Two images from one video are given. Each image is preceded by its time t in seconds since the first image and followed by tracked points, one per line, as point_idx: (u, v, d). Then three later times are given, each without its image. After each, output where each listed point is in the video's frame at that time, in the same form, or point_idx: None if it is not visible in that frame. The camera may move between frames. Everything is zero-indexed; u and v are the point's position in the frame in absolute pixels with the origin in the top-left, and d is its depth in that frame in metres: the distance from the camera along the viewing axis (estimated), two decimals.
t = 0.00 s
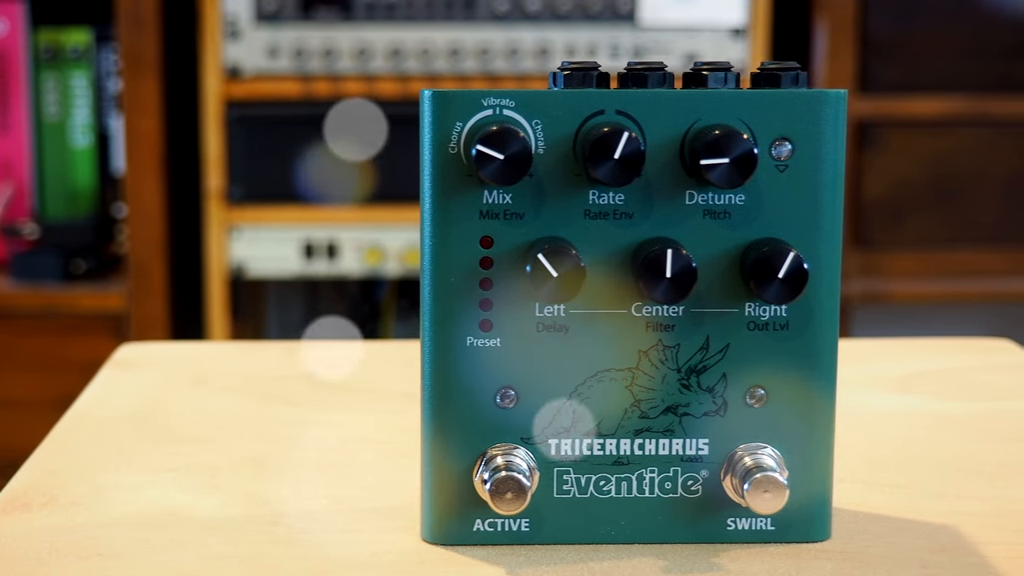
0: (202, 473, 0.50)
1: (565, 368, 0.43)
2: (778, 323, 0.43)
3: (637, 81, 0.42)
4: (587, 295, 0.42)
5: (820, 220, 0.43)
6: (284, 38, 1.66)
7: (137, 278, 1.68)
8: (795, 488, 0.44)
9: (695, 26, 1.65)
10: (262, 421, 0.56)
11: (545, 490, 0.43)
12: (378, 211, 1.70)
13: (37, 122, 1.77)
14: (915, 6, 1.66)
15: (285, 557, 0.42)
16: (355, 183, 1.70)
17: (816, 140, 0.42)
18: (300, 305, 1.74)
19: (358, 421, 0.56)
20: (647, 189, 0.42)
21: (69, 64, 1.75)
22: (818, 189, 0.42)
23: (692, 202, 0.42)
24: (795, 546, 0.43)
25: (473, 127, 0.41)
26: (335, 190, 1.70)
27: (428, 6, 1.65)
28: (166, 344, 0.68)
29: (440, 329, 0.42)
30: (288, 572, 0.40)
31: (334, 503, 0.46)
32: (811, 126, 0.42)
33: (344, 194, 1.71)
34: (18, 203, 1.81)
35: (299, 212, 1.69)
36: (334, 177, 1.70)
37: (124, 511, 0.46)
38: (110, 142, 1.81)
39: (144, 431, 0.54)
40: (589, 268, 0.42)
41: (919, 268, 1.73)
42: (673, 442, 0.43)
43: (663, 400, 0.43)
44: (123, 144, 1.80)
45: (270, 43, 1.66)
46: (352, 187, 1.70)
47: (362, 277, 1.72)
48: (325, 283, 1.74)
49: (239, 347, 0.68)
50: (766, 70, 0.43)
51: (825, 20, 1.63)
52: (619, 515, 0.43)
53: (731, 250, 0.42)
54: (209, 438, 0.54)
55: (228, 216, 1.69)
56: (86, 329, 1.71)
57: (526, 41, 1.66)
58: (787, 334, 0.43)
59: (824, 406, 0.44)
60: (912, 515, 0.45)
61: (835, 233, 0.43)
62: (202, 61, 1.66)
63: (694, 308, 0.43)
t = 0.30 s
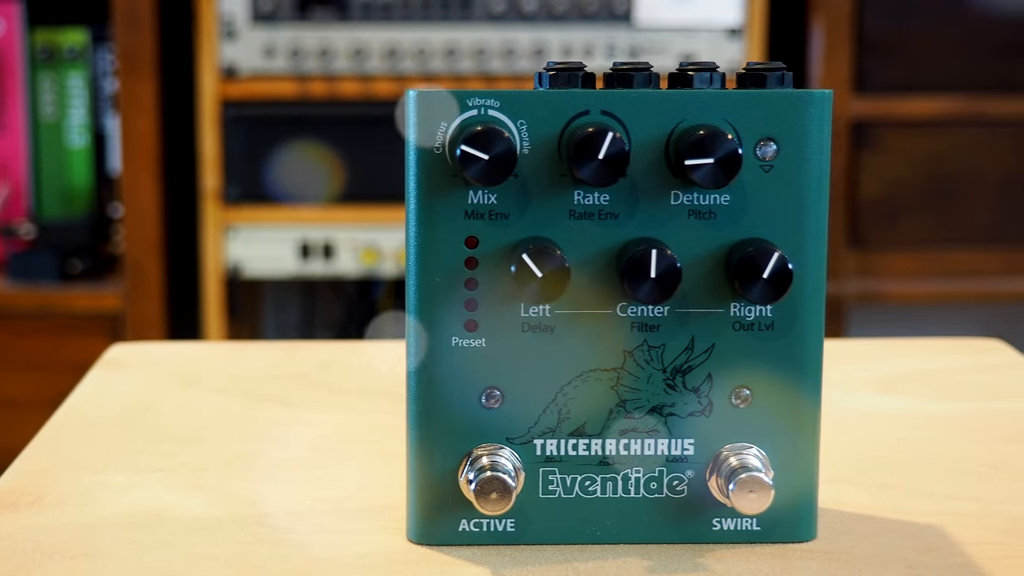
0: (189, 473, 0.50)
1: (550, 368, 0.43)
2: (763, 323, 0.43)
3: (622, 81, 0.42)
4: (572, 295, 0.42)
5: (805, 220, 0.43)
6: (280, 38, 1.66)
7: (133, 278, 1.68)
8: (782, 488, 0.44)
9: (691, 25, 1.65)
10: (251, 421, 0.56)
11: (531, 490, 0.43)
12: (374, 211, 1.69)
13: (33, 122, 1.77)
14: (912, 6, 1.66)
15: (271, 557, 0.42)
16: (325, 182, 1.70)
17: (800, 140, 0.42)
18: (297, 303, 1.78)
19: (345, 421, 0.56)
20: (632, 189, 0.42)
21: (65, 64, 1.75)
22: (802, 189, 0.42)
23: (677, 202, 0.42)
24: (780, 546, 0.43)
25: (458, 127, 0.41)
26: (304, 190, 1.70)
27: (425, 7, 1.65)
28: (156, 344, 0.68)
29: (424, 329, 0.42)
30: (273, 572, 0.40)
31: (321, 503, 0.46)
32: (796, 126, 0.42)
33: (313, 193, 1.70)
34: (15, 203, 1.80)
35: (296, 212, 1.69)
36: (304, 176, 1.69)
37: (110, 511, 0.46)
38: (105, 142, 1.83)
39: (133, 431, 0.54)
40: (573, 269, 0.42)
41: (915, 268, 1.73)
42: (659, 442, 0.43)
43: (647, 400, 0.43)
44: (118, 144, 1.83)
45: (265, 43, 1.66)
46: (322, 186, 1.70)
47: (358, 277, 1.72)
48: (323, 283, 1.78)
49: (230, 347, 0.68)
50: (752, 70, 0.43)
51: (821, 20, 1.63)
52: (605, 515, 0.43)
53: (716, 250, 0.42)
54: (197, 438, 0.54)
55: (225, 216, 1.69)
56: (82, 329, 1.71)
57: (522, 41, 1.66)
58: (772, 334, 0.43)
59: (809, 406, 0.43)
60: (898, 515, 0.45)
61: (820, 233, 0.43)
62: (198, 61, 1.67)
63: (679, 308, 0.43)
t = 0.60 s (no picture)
0: (176, 473, 0.50)
1: (535, 368, 0.43)
2: (749, 323, 0.43)
3: (608, 81, 0.42)
4: (557, 294, 0.42)
5: (790, 220, 0.42)
6: (276, 38, 1.66)
7: (129, 278, 1.68)
8: (767, 488, 0.44)
9: (688, 26, 1.65)
10: (240, 422, 0.56)
11: (516, 489, 0.43)
12: (371, 212, 1.70)
13: (30, 122, 1.76)
14: (909, 6, 1.66)
15: (256, 557, 0.42)
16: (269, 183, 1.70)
17: (786, 140, 0.42)
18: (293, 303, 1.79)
19: (334, 421, 0.56)
20: (618, 189, 0.42)
21: (62, 64, 1.75)
22: (788, 189, 0.42)
23: (662, 203, 0.42)
24: (766, 546, 0.43)
25: (443, 127, 0.41)
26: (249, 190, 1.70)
27: (421, 6, 1.65)
28: (148, 344, 0.68)
29: (410, 329, 0.43)
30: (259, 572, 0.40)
31: (307, 504, 0.46)
32: (782, 126, 0.42)
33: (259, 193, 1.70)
34: (11, 202, 1.81)
35: (292, 212, 1.69)
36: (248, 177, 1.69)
37: (96, 511, 0.46)
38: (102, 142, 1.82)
39: (121, 431, 0.54)
40: (558, 270, 0.42)
41: (914, 268, 1.72)
42: (645, 442, 0.43)
43: (633, 400, 0.43)
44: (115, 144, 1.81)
45: (262, 43, 1.66)
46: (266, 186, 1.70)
47: (354, 277, 1.72)
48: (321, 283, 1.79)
49: (221, 347, 0.68)
50: (738, 70, 0.43)
51: (817, 20, 1.63)
52: (591, 514, 0.43)
53: (702, 250, 0.42)
54: (186, 438, 0.54)
55: (221, 216, 1.69)
56: (79, 328, 1.71)
57: (518, 41, 1.66)
58: (758, 334, 0.43)
59: (795, 407, 0.43)
60: (884, 515, 0.45)
61: (806, 234, 0.43)
62: (195, 61, 1.67)
63: (664, 308, 0.43)
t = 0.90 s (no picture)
0: (163, 473, 0.50)
1: (520, 368, 0.43)
2: (734, 323, 0.43)
3: (593, 81, 0.42)
4: (542, 294, 0.42)
5: (776, 220, 0.42)
6: (273, 38, 1.66)
7: (126, 278, 1.68)
8: (753, 488, 0.44)
9: (684, 26, 1.65)
10: (228, 421, 0.56)
11: (501, 489, 0.43)
12: (367, 212, 1.70)
13: (27, 122, 1.76)
14: (905, 7, 1.66)
15: (242, 557, 0.42)
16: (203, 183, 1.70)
17: (771, 140, 0.42)
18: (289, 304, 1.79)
19: (322, 421, 0.56)
20: (602, 189, 0.42)
21: (59, 64, 1.74)
22: (773, 189, 0.42)
23: (647, 203, 0.42)
24: (751, 546, 0.43)
25: (428, 127, 0.41)
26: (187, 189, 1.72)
27: (417, 6, 1.65)
28: (138, 344, 0.68)
29: (395, 329, 0.43)
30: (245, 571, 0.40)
31: (294, 503, 0.46)
32: (767, 126, 0.42)
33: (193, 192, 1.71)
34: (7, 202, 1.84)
35: (289, 212, 1.69)
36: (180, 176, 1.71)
37: (82, 511, 0.46)
38: (100, 142, 1.80)
39: (110, 431, 0.54)
40: (543, 270, 0.42)
41: (909, 268, 1.73)
42: (630, 442, 0.43)
43: (618, 401, 0.43)
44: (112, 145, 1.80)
45: (258, 43, 1.66)
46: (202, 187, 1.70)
47: (351, 277, 1.72)
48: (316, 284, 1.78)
49: (210, 347, 0.68)
50: (723, 70, 0.43)
51: (813, 20, 1.63)
52: (576, 514, 0.43)
53: (687, 250, 0.42)
54: (174, 438, 0.54)
55: (217, 217, 1.69)
56: (75, 329, 1.71)
57: (514, 41, 1.66)
58: (743, 334, 0.43)
59: (781, 407, 0.43)
60: (870, 515, 0.46)
61: (791, 234, 0.43)
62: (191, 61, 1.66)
63: (650, 308, 0.43)
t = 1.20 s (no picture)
0: (150, 473, 0.50)
1: (505, 368, 0.43)
2: (718, 323, 0.43)
3: (577, 81, 0.42)
4: (526, 294, 0.42)
5: (760, 219, 0.43)
6: (269, 38, 1.66)
7: (122, 278, 1.68)
8: (737, 488, 0.44)
9: (680, 25, 1.65)
10: (216, 421, 0.56)
11: (486, 490, 0.43)
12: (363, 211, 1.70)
13: (23, 122, 1.77)
14: (902, 7, 1.66)
15: (225, 557, 0.42)
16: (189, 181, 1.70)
17: (755, 139, 0.42)
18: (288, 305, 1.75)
19: (309, 421, 0.56)
20: (586, 189, 0.42)
21: (54, 64, 1.74)
22: (758, 189, 0.42)
23: (631, 203, 0.42)
24: (736, 546, 0.43)
25: (412, 127, 0.41)
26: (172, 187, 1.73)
27: (413, 6, 1.65)
28: (128, 344, 0.68)
29: (379, 329, 0.43)
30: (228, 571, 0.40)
31: (279, 503, 0.46)
32: (750, 127, 0.42)
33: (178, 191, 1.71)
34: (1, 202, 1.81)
35: (284, 212, 1.69)
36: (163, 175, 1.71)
37: (68, 511, 0.46)
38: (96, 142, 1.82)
39: (96, 431, 0.54)
40: (526, 270, 0.42)
41: (905, 268, 1.73)
42: (614, 442, 0.43)
43: (602, 400, 0.43)
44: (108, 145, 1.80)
45: (254, 43, 1.66)
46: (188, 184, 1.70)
47: (346, 277, 1.72)
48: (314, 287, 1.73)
49: (199, 347, 0.68)
50: (707, 70, 0.43)
51: (809, 20, 1.63)
52: (561, 514, 0.43)
53: (671, 250, 0.42)
54: (161, 438, 0.54)
55: (213, 216, 1.69)
56: (71, 328, 1.71)
57: (510, 41, 1.66)
58: (727, 334, 0.43)
59: (765, 406, 0.43)
60: (855, 515, 0.46)
61: (774, 234, 0.43)
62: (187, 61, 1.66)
63: (634, 308, 0.42)
